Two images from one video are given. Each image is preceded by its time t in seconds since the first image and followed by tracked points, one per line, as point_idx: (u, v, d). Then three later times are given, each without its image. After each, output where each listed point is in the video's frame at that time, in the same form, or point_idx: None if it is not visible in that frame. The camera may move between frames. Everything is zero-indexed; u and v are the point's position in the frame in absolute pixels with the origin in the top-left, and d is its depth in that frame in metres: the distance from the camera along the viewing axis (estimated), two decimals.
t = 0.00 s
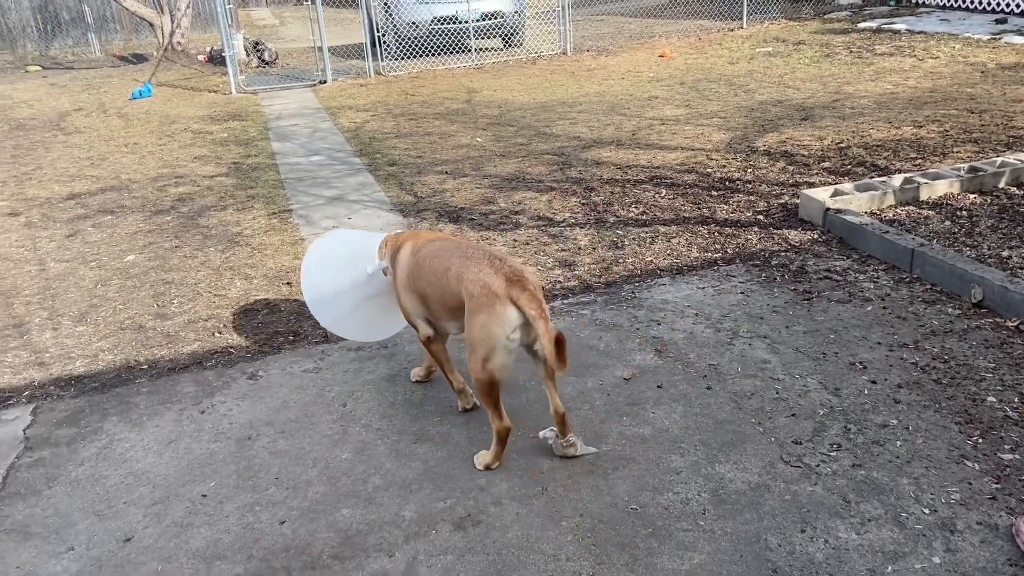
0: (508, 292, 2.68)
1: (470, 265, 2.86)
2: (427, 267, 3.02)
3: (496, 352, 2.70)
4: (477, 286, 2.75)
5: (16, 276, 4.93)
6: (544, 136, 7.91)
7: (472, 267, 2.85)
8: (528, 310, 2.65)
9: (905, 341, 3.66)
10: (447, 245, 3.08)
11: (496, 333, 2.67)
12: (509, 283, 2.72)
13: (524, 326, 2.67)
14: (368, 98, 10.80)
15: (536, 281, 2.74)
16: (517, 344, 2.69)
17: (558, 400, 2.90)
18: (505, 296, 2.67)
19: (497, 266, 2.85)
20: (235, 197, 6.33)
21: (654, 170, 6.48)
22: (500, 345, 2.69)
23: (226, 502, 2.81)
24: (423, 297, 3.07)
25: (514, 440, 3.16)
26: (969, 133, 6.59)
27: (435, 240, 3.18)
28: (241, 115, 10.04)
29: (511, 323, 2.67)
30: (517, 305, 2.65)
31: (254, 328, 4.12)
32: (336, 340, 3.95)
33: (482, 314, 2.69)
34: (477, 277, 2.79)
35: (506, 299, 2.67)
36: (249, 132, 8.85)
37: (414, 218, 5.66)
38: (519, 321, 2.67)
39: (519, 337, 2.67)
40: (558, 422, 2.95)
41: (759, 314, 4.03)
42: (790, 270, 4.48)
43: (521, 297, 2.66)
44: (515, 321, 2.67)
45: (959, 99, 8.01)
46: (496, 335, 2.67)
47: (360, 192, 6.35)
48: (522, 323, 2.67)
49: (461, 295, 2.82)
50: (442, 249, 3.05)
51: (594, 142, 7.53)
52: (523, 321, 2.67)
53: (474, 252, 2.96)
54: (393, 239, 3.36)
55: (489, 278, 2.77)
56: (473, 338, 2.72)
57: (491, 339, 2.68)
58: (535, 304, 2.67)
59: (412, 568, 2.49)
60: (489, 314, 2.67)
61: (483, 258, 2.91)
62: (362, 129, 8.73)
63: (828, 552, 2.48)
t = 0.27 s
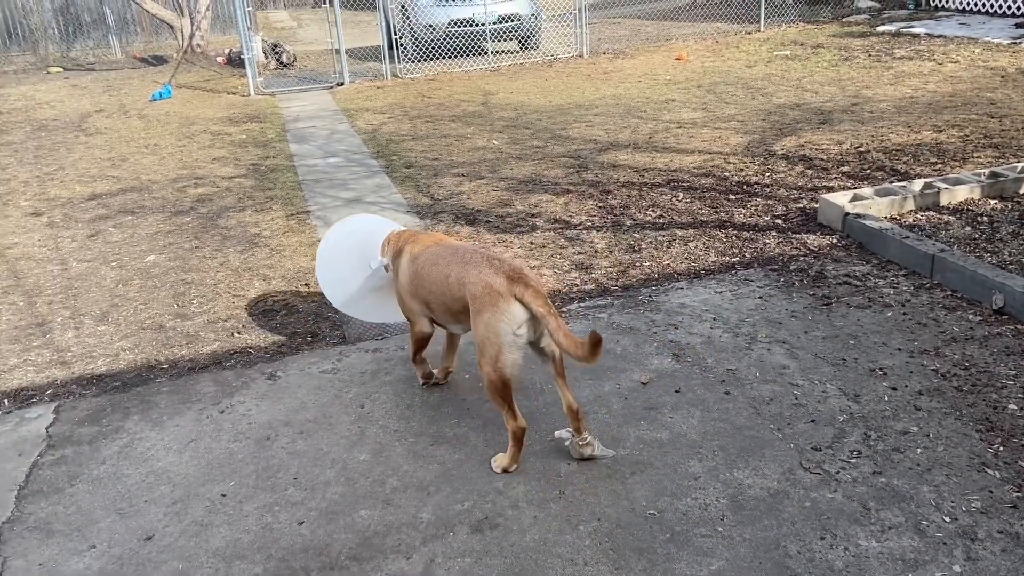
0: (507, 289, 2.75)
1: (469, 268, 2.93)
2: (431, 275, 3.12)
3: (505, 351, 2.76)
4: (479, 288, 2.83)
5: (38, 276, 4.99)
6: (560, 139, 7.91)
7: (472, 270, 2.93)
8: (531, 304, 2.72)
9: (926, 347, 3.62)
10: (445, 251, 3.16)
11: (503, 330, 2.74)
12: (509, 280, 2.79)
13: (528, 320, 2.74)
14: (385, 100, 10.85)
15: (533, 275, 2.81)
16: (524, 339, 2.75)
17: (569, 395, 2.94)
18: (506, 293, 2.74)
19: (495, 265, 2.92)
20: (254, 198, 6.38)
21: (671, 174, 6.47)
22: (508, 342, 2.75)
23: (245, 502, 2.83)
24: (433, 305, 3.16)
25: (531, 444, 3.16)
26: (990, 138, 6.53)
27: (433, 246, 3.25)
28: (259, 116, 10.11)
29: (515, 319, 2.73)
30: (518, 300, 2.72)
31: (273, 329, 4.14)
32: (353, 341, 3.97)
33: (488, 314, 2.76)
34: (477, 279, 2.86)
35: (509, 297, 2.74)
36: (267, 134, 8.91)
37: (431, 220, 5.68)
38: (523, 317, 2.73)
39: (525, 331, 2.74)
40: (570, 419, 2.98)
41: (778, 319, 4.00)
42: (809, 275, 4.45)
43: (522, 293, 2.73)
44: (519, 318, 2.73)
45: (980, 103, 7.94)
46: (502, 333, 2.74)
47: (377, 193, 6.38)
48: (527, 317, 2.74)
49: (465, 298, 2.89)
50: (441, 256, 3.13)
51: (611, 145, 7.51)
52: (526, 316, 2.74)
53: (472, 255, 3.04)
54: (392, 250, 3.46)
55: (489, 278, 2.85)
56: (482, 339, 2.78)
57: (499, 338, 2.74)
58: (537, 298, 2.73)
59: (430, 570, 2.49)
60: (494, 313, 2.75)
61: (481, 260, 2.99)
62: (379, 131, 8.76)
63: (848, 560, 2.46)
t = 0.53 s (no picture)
0: (506, 290, 2.74)
1: (469, 270, 2.93)
2: (431, 281, 3.11)
3: (506, 352, 2.75)
4: (478, 290, 2.82)
5: (53, 276, 5.03)
6: (573, 141, 7.91)
7: (471, 271, 2.92)
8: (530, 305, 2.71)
9: (940, 354, 3.58)
10: (444, 254, 3.17)
11: (503, 331, 2.73)
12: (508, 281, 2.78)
13: (528, 321, 2.73)
14: (398, 103, 10.88)
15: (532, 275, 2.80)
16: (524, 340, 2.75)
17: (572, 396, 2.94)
18: (505, 294, 2.74)
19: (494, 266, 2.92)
20: (267, 200, 6.41)
21: (683, 177, 6.44)
22: (508, 344, 2.74)
23: (255, 503, 2.83)
24: (435, 310, 3.15)
25: (540, 447, 3.15)
26: (1006, 142, 6.46)
27: (430, 251, 3.25)
28: (273, 118, 10.16)
29: (515, 320, 2.72)
30: (517, 301, 2.71)
31: (284, 330, 4.16)
32: (364, 343, 3.98)
33: (488, 316, 2.75)
34: (477, 281, 2.86)
35: (507, 299, 2.73)
36: (281, 136, 8.96)
37: (443, 222, 5.69)
38: (523, 318, 2.73)
39: (525, 331, 2.73)
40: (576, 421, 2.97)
41: (790, 324, 3.97)
42: (823, 280, 4.42)
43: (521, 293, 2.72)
44: (519, 318, 2.72)
45: (996, 107, 7.86)
46: (503, 334, 2.73)
47: (390, 195, 6.39)
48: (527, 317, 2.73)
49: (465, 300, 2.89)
50: (440, 258, 3.14)
51: (623, 148, 7.50)
52: (526, 317, 2.73)
53: (471, 257, 3.04)
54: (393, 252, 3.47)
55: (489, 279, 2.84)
56: (483, 342, 2.78)
57: (499, 341, 2.74)
58: (535, 298, 2.72)
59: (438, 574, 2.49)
60: (494, 315, 2.74)
61: (479, 261, 2.99)
62: (392, 134, 8.79)
63: (860, 569, 2.43)
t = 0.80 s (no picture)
0: (513, 292, 2.73)
1: (475, 273, 2.93)
2: (437, 284, 3.11)
3: (512, 354, 2.74)
4: (485, 292, 2.82)
5: (64, 278, 5.06)
6: (583, 144, 7.90)
7: (477, 274, 2.92)
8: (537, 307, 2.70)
9: (952, 359, 3.56)
10: (450, 256, 3.17)
11: (509, 333, 2.72)
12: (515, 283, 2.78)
13: (534, 322, 2.72)
14: (408, 105, 10.89)
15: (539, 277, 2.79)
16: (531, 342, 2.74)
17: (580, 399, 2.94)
18: (512, 296, 2.73)
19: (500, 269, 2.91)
20: (277, 202, 6.43)
21: (693, 180, 6.43)
22: (515, 346, 2.73)
23: (264, 506, 2.83)
24: (442, 314, 3.14)
25: (549, 451, 3.14)
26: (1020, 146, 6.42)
27: (434, 255, 3.24)
28: (283, 120, 10.20)
29: (521, 322, 2.71)
30: (524, 303, 2.71)
31: (294, 332, 4.17)
32: (374, 346, 3.98)
33: (495, 318, 2.75)
34: (484, 283, 2.86)
35: (514, 300, 2.72)
36: (291, 138, 8.99)
37: (453, 225, 5.69)
38: (530, 320, 2.72)
39: (531, 333, 2.72)
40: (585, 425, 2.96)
41: (801, 328, 3.95)
42: (834, 284, 4.40)
43: (528, 295, 2.71)
44: (526, 320, 2.71)
45: (1009, 111, 7.81)
46: (509, 336, 2.72)
47: (399, 198, 6.40)
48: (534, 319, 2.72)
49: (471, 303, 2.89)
50: (446, 261, 3.14)
51: (633, 151, 7.49)
52: (533, 319, 2.72)
53: (478, 260, 3.04)
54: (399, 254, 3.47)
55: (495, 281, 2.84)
56: (489, 343, 2.77)
57: (506, 343, 2.73)
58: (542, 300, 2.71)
59: None
60: (501, 317, 2.73)
61: (486, 264, 2.98)
62: (402, 136, 8.80)
63: None
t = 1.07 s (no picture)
0: (518, 294, 2.73)
1: (481, 275, 2.93)
2: (442, 285, 3.11)
3: (515, 355, 2.74)
4: (490, 294, 2.82)
5: (71, 279, 5.08)
6: (588, 146, 7.90)
7: (482, 276, 2.93)
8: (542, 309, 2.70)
9: (959, 362, 3.54)
10: (456, 258, 3.17)
11: (513, 334, 2.72)
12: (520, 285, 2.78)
13: (539, 324, 2.72)
14: (414, 107, 10.91)
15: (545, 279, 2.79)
16: (535, 343, 2.73)
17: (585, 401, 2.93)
18: (517, 297, 2.73)
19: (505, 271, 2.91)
20: (283, 204, 6.44)
21: (699, 183, 6.42)
22: (518, 347, 2.73)
23: (270, 507, 2.84)
24: (447, 315, 3.15)
25: (554, 454, 3.14)
26: None
27: (439, 257, 3.24)
28: (289, 122, 10.23)
29: (526, 323, 2.71)
30: (529, 305, 2.71)
31: (300, 334, 4.18)
32: (379, 348, 3.99)
33: (499, 319, 2.75)
34: (489, 285, 2.86)
35: (519, 302, 2.72)
36: (297, 140, 9.01)
37: (458, 227, 5.69)
38: (534, 321, 2.72)
39: (535, 335, 2.72)
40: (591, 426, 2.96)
41: (807, 331, 3.94)
42: (840, 287, 4.39)
43: (532, 297, 2.71)
44: (531, 321, 2.71)
45: (1016, 114, 7.79)
46: (514, 337, 2.72)
47: (405, 200, 6.41)
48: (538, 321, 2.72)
49: (476, 304, 2.89)
50: (451, 263, 3.15)
51: (639, 153, 7.49)
52: (537, 321, 2.72)
53: (483, 262, 3.04)
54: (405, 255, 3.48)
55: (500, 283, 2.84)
56: (493, 344, 2.77)
57: (510, 344, 2.73)
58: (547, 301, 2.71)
59: None
60: (505, 318, 2.73)
61: (491, 266, 2.99)
62: (408, 138, 8.81)
63: None
